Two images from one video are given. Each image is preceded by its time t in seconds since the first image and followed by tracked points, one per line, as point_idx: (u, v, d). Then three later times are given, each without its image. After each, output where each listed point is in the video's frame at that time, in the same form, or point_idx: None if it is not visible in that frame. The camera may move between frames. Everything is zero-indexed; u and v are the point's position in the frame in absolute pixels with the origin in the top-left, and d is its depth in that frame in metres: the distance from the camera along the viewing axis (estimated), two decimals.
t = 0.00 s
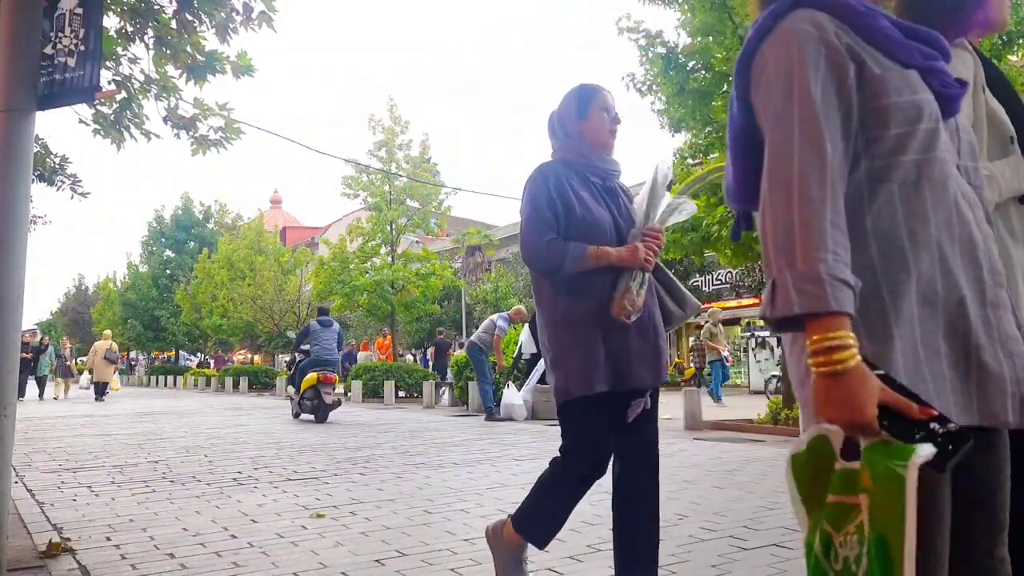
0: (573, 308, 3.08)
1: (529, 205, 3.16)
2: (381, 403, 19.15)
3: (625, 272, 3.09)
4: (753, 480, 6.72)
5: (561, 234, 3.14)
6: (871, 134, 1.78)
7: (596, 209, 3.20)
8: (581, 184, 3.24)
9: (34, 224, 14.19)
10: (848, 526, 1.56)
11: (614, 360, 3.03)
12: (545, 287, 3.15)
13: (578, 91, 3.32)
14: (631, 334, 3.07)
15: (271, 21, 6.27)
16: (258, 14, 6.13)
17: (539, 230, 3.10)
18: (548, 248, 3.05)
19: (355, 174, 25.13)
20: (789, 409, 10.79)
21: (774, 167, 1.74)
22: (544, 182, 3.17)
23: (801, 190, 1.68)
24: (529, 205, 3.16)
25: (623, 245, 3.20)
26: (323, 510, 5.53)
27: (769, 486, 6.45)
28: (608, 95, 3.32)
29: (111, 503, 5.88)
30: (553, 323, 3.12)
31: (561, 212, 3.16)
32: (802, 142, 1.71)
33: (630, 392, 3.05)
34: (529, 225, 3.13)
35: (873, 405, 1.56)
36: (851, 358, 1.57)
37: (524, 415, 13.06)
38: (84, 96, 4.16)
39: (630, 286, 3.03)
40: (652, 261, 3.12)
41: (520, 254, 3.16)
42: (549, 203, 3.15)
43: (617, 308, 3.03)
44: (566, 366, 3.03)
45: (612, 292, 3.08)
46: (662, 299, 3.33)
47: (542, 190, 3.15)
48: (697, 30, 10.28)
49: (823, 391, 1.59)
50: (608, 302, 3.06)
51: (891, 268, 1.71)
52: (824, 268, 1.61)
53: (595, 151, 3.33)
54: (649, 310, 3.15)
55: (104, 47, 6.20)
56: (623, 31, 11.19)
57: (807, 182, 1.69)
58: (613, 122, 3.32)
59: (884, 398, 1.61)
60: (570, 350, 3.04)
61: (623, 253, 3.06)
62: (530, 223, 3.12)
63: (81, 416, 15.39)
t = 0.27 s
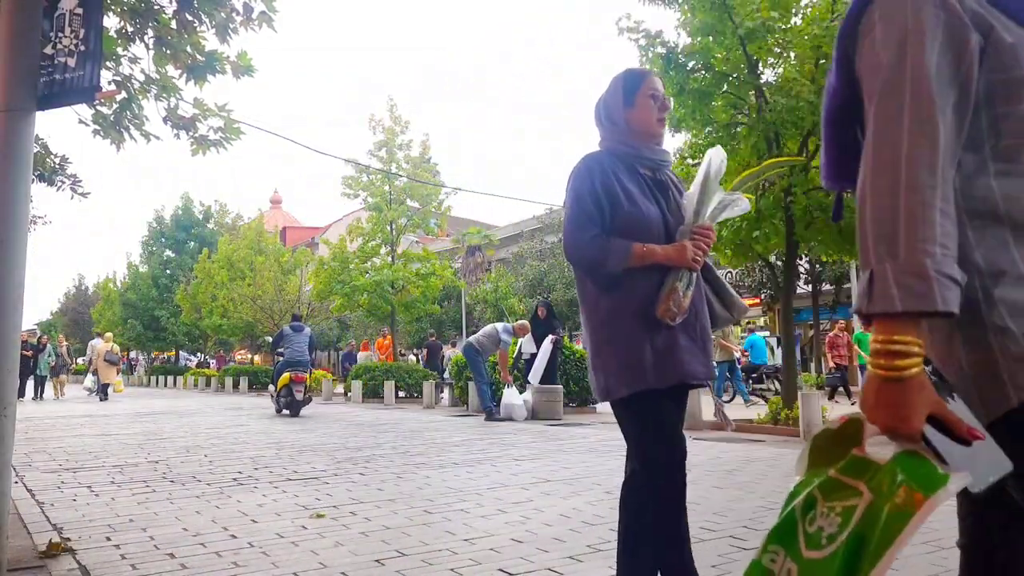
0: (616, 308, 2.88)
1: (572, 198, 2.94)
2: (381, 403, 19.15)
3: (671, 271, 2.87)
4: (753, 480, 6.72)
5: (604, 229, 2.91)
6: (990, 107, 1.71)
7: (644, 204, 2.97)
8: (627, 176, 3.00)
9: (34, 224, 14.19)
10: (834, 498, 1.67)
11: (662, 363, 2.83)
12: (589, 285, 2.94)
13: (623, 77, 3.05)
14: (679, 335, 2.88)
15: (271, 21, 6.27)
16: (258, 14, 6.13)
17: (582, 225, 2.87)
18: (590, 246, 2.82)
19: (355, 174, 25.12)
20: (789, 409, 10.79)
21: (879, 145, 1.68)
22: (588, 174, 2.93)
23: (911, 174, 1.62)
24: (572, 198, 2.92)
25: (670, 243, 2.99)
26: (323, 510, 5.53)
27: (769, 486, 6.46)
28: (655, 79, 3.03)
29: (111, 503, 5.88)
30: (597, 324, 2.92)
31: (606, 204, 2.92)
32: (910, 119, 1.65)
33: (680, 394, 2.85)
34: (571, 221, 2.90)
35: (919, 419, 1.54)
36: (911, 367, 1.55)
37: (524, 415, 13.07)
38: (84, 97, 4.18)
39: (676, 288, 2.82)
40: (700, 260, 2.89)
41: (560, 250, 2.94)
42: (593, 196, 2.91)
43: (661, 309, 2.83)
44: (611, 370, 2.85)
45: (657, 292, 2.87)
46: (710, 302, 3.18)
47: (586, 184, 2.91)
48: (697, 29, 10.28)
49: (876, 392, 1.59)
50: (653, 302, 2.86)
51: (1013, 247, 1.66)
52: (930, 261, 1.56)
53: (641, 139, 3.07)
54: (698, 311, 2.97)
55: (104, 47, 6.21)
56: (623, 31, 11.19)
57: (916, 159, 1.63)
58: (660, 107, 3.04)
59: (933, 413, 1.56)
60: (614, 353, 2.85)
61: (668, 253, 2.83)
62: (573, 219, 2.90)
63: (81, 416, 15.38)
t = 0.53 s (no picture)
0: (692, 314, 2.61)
1: (628, 198, 2.67)
2: (381, 403, 19.16)
3: (745, 272, 2.68)
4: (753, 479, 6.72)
5: (669, 230, 2.66)
6: None
7: (706, 201, 2.74)
8: (683, 171, 2.77)
9: (34, 224, 14.19)
10: (1020, 569, 1.28)
11: (742, 371, 2.62)
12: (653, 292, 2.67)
13: (661, 69, 2.86)
14: (759, 341, 2.67)
15: (271, 21, 6.28)
16: (258, 15, 6.14)
17: (648, 226, 2.60)
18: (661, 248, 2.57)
19: (355, 174, 25.13)
20: (790, 409, 10.78)
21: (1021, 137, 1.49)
22: (646, 171, 2.69)
23: None
24: (631, 198, 2.65)
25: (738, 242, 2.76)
26: (323, 510, 5.53)
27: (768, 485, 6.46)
28: (697, 68, 2.82)
29: (111, 503, 5.89)
30: (666, 334, 2.65)
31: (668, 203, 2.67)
32: None
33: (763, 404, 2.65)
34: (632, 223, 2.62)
35: None
36: None
37: (524, 415, 13.08)
38: (85, 97, 4.19)
39: (755, 289, 2.64)
40: (773, 260, 2.71)
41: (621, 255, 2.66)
42: (654, 194, 2.65)
43: (741, 313, 2.63)
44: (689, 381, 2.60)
45: (734, 295, 2.66)
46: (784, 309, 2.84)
47: (643, 182, 2.66)
48: (697, 29, 10.27)
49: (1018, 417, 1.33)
50: (730, 307, 2.64)
51: None
52: None
53: (687, 134, 2.86)
54: (774, 316, 2.77)
55: (105, 46, 6.21)
56: (622, 31, 11.19)
57: None
58: (700, 98, 2.83)
59: None
60: (692, 363, 2.60)
61: (743, 253, 2.62)
62: (632, 219, 2.62)
63: (81, 416, 15.39)
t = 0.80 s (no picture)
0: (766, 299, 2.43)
1: (701, 170, 2.47)
2: (381, 403, 19.15)
3: (821, 257, 2.53)
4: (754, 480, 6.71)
5: (742, 209, 2.48)
6: None
7: (779, 178, 2.58)
8: (753, 146, 2.60)
9: (34, 223, 14.20)
10: None
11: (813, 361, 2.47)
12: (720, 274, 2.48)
13: (719, 35, 2.69)
14: (831, 331, 2.53)
15: (271, 21, 6.27)
16: (258, 14, 6.13)
17: (724, 202, 2.41)
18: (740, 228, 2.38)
19: (355, 174, 25.10)
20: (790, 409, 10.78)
21: None
22: (717, 143, 2.49)
23: None
24: (703, 172, 2.45)
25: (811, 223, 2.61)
26: (323, 510, 5.53)
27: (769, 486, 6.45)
28: (759, 30, 2.65)
29: (111, 503, 5.89)
30: (731, 320, 2.47)
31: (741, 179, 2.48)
32: None
33: (829, 407, 2.50)
34: (705, 199, 2.43)
35: None
36: None
37: (524, 415, 13.08)
38: (84, 97, 4.21)
39: (835, 274, 2.49)
40: (849, 244, 2.58)
41: (691, 233, 2.45)
42: (729, 169, 2.46)
43: (820, 300, 2.47)
44: (758, 371, 2.44)
45: (808, 281, 2.51)
46: (854, 294, 2.82)
47: (716, 154, 2.46)
48: (697, 30, 10.25)
49: None
50: (805, 294, 2.49)
51: None
52: None
53: (751, 106, 2.69)
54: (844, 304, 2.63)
55: (104, 46, 6.20)
56: (622, 31, 11.19)
57: None
58: (762, 65, 2.65)
59: None
60: (766, 352, 2.44)
61: (820, 236, 2.50)
62: (706, 194, 2.42)
63: (81, 416, 15.39)
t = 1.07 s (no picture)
0: (806, 303, 2.25)
1: (747, 162, 2.27)
2: (381, 403, 19.15)
3: (878, 260, 2.31)
4: (754, 480, 6.71)
5: (789, 203, 2.28)
6: None
7: (835, 171, 2.36)
8: (810, 134, 2.38)
9: (35, 223, 14.21)
10: None
11: (859, 373, 2.26)
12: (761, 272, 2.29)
13: (785, 13, 2.46)
14: (885, 343, 2.30)
15: (271, 21, 6.26)
16: (258, 14, 6.12)
17: (766, 197, 2.22)
18: (782, 226, 2.19)
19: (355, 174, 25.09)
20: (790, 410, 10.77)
21: None
22: (767, 130, 2.29)
23: None
24: (747, 162, 2.26)
25: (869, 222, 2.39)
26: (323, 510, 5.53)
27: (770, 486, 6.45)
28: (830, 7, 2.43)
29: (111, 503, 5.89)
30: (772, 325, 2.27)
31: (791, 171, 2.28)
32: None
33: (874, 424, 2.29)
34: (746, 191, 2.24)
35: None
36: None
37: (524, 415, 13.09)
38: (84, 97, 4.20)
39: (891, 280, 2.25)
40: (913, 247, 2.33)
41: (731, 226, 2.27)
42: (776, 160, 2.26)
43: (871, 308, 2.26)
44: (798, 382, 2.23)
45: (859, 285, 2.30)
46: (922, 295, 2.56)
47: (763, 144, 2.27)
48: (697, 29, 10.26)
49: None
50: (855, 298, 2.28)
51: None
52: None
53: (819, 86, 2.46)
54: (903, 314, 2.37)
55: (104, 46, 6.19)
56: (623, 31, 11.19)
57: None
58: (833, 41, 2.41)
59: None
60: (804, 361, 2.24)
61: (878, 237, 2.27)
62: (750, 188, 2.23)
63: (81, 415, 15.39)
